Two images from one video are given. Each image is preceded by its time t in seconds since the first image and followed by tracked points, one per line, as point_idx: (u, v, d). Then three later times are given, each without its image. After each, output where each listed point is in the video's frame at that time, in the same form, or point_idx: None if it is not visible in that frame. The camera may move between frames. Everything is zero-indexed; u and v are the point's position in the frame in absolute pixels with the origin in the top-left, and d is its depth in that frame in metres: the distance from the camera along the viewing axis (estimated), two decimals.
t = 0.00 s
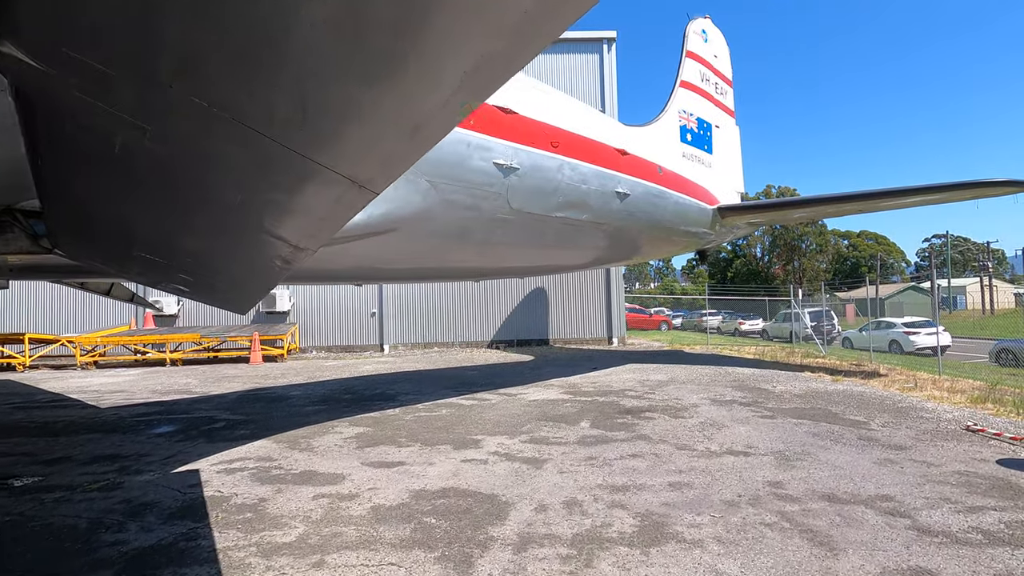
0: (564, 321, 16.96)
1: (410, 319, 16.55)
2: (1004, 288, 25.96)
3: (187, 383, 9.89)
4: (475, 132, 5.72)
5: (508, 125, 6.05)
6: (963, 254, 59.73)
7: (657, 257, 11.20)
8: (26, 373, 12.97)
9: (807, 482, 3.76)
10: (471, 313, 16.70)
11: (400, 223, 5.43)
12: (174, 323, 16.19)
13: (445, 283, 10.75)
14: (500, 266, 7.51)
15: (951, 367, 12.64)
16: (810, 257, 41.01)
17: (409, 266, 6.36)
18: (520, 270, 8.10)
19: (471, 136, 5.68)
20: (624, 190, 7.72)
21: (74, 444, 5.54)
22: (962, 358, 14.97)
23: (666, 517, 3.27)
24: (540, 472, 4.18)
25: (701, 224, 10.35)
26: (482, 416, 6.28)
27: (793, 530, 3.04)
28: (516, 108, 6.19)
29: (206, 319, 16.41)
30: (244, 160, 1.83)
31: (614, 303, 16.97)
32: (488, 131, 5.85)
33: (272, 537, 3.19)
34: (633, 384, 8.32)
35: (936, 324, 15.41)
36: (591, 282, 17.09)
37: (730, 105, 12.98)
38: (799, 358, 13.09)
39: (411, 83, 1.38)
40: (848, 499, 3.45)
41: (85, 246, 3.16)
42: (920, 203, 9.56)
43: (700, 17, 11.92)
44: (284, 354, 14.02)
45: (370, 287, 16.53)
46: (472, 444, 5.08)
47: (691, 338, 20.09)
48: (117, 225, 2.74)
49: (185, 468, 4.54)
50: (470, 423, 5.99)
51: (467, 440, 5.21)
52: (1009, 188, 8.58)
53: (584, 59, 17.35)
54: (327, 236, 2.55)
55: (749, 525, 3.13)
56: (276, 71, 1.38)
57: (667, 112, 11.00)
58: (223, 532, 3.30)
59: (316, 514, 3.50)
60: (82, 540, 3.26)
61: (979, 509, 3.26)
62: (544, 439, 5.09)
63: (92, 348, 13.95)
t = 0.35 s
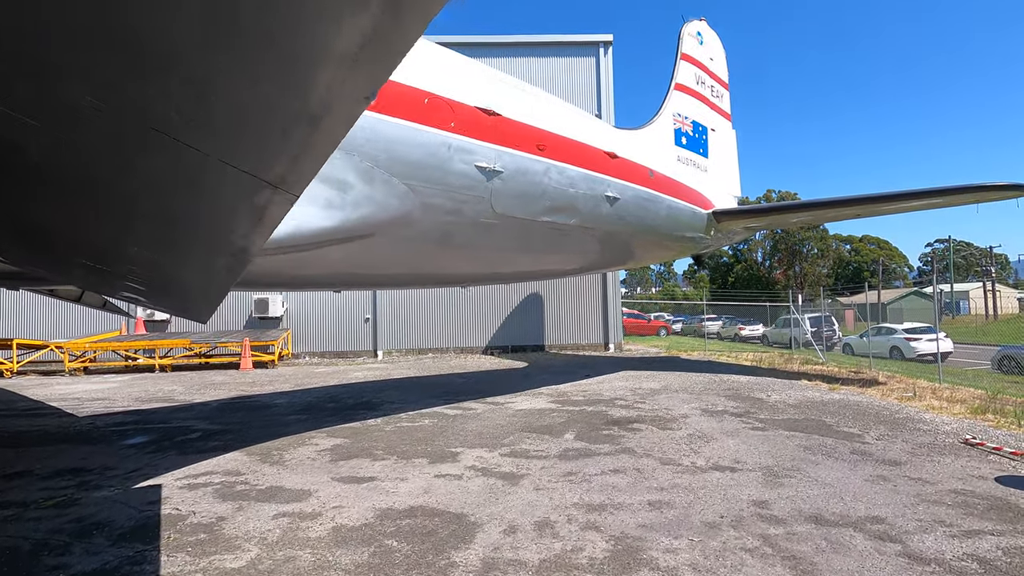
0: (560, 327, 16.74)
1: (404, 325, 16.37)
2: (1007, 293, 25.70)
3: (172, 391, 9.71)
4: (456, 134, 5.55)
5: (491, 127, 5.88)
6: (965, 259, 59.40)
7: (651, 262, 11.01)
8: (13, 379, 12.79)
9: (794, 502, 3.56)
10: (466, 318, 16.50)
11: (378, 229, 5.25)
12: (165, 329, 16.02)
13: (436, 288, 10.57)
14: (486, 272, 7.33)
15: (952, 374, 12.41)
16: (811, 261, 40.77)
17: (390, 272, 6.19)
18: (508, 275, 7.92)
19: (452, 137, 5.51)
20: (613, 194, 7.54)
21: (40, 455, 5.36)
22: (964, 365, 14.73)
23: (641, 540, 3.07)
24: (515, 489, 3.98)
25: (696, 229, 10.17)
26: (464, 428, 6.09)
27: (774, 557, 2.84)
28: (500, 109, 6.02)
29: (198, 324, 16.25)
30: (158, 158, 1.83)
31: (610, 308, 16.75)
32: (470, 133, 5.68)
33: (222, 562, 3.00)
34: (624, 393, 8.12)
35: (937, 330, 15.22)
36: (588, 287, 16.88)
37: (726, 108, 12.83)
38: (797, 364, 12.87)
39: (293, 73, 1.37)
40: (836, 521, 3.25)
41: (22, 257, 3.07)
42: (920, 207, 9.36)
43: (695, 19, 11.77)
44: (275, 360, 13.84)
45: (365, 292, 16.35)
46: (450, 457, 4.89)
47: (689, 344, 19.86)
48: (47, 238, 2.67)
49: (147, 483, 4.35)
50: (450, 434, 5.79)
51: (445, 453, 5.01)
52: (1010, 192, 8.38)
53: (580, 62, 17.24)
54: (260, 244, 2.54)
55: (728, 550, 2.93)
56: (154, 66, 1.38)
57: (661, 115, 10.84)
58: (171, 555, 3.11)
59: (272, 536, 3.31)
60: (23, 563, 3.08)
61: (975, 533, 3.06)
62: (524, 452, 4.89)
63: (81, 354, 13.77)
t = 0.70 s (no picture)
0: (558, 344, 16.49)
1: (400, 341, 16.18)
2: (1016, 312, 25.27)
3: (158, 407, 9.55)
4: (440, 147, 5.43)
5: (478, 140, 5.77)
6: (973, 277, 58.79)
7: (648, 278, 10.83)
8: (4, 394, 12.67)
9: (783, 534, 3.33)
10: (464, 334, 16.30)
11: (358, 242, 5.11)
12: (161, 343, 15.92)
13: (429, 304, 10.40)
14: (475, 287, 7.17)
15: (959, 395, 12.09)
16: (816, 279, 40.44)
17: (373, 287, 6.04)
18: (498, 291, 7.75)
19: (436, 150, 5.39)
20: (605, 209, 7.41)
21: (6, 475, 5.19)
22: (971, 386, 14.38)
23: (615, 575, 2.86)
24: (489, 517, 3.77)
25: (693, 245, 9.99)
26: (447, 449, 5.88)
27: None
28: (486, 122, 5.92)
29: (194, 339, 16.11)
30: (59, 170, 2.06)
31: (609, 325, 16.52)
32: (456, 145, 5.56)
33: None
34: (617, 413, 7.89)
35: (944, 349, 14.90)
36: (587, 303, 16.66)
37: (724, 124, 12.74)
38: (799, 384, 12.59)
39: (161, 66, 1.66)
40: (827, 556, 3.02)
41: None
42: (921, 223, 9.18)
43: (692, 36, 11.74)
44: (268, 376, 13.66)
45: (361, 308, 16.22)
46: (427, 480, 4.68)
47: (691, 362, 19.55)
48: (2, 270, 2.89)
49: (109, 506, 4.18)
50: (432, 456, 5.58)
51: (423, 476, 4.80)
52: (1012, 209, 8.21)
53: (580, 79, 17.26)
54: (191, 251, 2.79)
55: None
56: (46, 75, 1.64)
57: (658, 130, 10.74)
58: None
59: (225, 566, 3.11)
60: None
61: (977, 571, 2.83)
62: (504, 476, 4.67)
63: (74, 369, 13.66)
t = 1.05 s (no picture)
0: (555, 365, 16.22)
1: (395, 362, 15.97)
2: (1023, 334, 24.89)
3: (142, 429, 9.34)
4: (422, 165, 5.33)
5: (461, 158, 5.67)
6: (980, 298, 58.26)
7: (643, 299, 10.65)
8: None
9: None
10: (459, 355, 16.07)
11: (334, 262, 4.96)
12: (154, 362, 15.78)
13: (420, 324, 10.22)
14: (461, 309, 6.99)
15: (966, 420, 11.77)
16: (819, 299, 40.12)
17: (354, 308, 5.87)
18: (486, 313, 7.58)
19: (418, 168, 5.28)
20: (596, 229, 7.26)
21: None
22: (978, 411, 14.03)
23: None
24: (459, 554, 3.54)
25: (688, 266, 9.82)
26: (428, 477, 5.65)
27: None
28: (470, 140, 5.83)
29: (186, 360, 15.92)
30: None
31: (607, 347, 16.25)
32: (438, 164, 5.46)
33: None
34: (610, 439, 7.64)
35: (950, 372, 14.57)
36: (584, 324, 16.43)
37: (721, 145, 12.68)
38: (800, 408, 12.28)
39: None
40: None
41: None
42: (921, 244, 9.00)
43: (687, 56, 11.74)
44: (259, 397, 13.44)
45: (356, 328, 16.06)
46: (400, 512, 4.45)
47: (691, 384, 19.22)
48: None
49: (62, 538, 3.97)
50: (411, 484, 5.35)
51: (397, 507, 4.58)
52: (1013, 230, 8.04)
53: (577, 99, 17.32)
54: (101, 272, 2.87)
55: None
56: None
57: (653, 150, 10.66)
58: None
59: None
60: None
61: None
62: (482, 509, 4.44)
63: (64, 389, 13.48)
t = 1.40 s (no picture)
0: (551, 383, 15.94)
1: (389, 378, 15.73)
2: None
3: (122, 447, 9.10)
4: (404, 175, 5.17)
5: (445, 169, 5.53)
6: (983, 316, 57.86)
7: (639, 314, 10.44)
8: None
9: None
10: (453, 372, 15.82)
11: (310, 275, 4.78)
12: (144, 377, 15.56)
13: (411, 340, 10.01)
14: (448, 324, 6.79)
15: (971, 441, 11.45)
16: (821, 316, 39.85)
17: (334, 323, 5.68)
18: (475, 328, 7.37)
19: (399, 178, 5.13)
20: (587, 242, 7.09)
21: None
22: (984, 431, 13.69)
23: None
24: None
25: (683, 281, 9.63)
26: (408, 500, 5.39)
27: None
28: (455, 150, 5.69)
29: (177, 375, 15.70)
30: None
31: (604, 364, 15.98)
32: (421, 175, 5.31)
33: None
34: (602, 459, 7.38)
35: (954, 391, 14.25)
36: (581, 340, 16.16)
37: (717, 160, 12.57)
38: (801, 427, 11.97)
39: None
40: None
41: None
42: (922, 259, 8.80)
43: (682, 71, 11.68)
44: (248, 413, 13.18)
45: (350, 344, 15.86)
46: (373, 539, 4.21)
47: (691, 402, 18.89)
48: None
49: (9, 566, 3.72)
50: (389, 508, 5.11)
51: (370, 533, 4.34)
52: (1016, 246, 7.85)
53: (574, 114, 17.30)
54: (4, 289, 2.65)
55: None
56: None
57: (648, 164, 10.53)
58: None
59: None
60: None
61: None
62: (458, 536, 4.20)
63: (50, 405, 13.24)
